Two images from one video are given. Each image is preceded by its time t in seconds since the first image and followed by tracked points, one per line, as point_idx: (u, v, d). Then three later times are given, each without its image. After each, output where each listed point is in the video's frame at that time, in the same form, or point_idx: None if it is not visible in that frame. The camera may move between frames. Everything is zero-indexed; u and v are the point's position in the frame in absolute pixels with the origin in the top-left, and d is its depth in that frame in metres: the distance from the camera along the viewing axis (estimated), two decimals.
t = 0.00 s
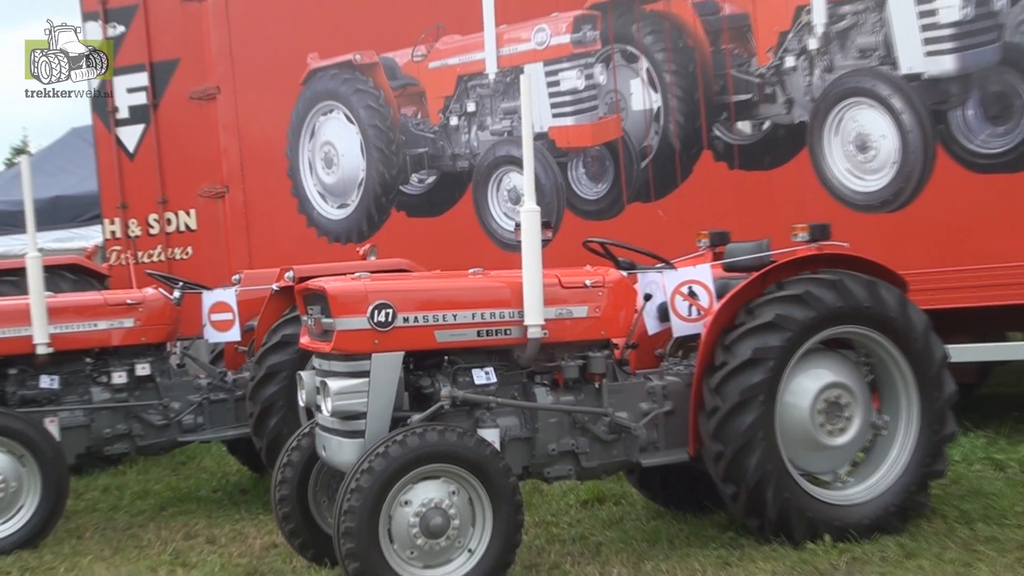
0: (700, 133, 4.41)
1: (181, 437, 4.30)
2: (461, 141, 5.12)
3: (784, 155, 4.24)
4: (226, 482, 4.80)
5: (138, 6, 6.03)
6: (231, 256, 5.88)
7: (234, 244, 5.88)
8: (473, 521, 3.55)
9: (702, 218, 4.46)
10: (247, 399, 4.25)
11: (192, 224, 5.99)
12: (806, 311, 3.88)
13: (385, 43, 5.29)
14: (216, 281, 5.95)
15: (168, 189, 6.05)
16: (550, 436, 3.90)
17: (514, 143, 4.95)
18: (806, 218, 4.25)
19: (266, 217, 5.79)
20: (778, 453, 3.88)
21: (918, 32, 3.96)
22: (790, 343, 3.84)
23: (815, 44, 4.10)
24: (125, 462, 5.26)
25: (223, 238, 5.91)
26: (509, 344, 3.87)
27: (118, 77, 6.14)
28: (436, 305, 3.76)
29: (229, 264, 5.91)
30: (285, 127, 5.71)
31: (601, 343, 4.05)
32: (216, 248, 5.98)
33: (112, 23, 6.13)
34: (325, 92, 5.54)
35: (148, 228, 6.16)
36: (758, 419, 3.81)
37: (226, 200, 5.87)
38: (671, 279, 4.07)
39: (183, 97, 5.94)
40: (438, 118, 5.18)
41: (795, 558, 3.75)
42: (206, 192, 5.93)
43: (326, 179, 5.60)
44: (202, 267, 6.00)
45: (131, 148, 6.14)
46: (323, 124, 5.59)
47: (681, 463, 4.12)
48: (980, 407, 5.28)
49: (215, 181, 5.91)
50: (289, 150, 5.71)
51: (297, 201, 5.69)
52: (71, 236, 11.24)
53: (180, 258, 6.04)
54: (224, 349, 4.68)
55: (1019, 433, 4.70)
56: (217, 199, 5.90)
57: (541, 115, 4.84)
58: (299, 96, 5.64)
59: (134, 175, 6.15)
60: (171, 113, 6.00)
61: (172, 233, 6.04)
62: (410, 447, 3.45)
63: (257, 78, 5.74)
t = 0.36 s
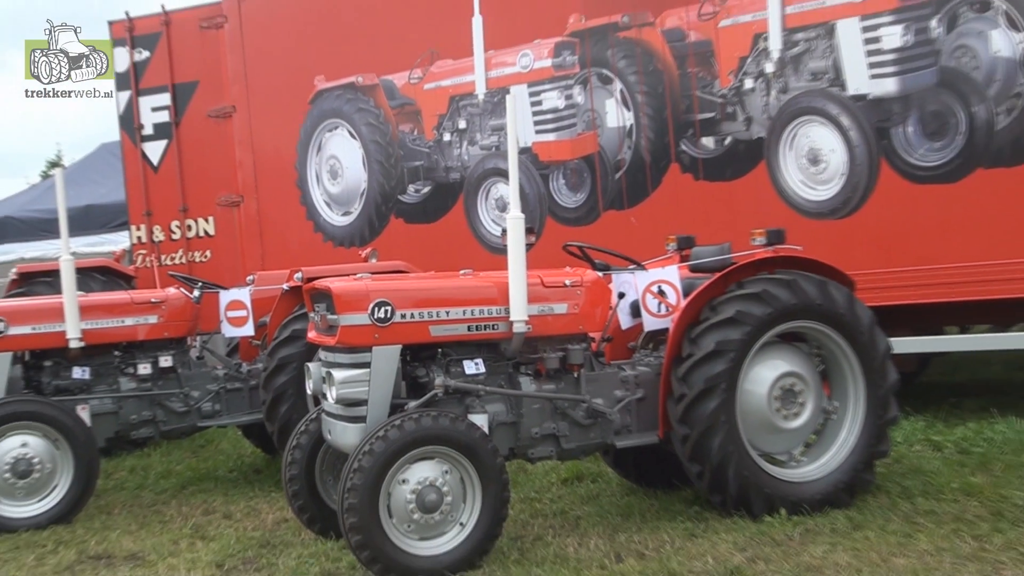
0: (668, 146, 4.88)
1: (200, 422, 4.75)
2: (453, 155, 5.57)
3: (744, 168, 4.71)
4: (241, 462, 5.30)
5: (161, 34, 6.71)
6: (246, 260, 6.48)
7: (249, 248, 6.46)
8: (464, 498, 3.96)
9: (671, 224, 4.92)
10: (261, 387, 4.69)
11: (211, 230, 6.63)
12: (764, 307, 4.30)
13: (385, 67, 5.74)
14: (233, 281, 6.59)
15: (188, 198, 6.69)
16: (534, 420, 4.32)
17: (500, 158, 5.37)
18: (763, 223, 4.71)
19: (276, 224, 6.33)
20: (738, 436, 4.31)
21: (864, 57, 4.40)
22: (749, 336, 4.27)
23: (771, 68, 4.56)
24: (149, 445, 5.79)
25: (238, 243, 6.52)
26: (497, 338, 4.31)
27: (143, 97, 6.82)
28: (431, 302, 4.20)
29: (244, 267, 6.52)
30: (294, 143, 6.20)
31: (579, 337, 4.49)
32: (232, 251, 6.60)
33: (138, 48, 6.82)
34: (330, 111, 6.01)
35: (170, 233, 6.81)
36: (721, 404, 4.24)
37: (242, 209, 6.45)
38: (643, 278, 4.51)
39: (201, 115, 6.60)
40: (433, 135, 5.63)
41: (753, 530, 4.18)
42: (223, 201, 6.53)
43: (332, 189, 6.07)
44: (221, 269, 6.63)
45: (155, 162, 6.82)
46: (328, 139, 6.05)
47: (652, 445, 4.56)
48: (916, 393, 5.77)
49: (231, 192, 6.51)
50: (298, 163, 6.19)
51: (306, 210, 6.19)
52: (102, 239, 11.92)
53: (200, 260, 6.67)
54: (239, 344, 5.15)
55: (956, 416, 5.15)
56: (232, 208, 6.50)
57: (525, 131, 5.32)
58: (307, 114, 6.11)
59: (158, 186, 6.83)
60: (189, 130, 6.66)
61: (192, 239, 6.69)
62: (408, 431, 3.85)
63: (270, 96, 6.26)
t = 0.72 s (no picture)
0: (642, 160, 5.45)
1: (219, 409, 5.28)
2: (447, 168, 6.22)
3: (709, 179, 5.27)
4: (256, 446, 5.89)
5: (184, 58, 7.48)
6: (260, 261, 7.29)
7: (263, 251, 7.27)
8: (458, 477, 4.37)
9: (644, 230, 5.52)
10: (274, 377, 5.18)
11: (229, 236, 7.46)
12: (730, 305, 4.74)
13: (386, 88, 6.43)
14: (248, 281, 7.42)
15: (208, 206, 7.51)
16: (521, 407, 4.77)
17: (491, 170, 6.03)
18: (726, 229, 5.27)
19: (288, 230, 7.14)
20: (706, 422, 4.74)
21: (818, 80, 4.93)
22: (715, 331, 4.70)
23: (735, 89, 5.09)
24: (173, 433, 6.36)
25: (253, 247, 7.35)
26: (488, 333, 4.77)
27: (168, 115, 7.62)
28: (428, 301, 4.65)
29: (259, 268, 7.33)
30: (304, 156, 6.97)
31: (562, 333, 4.97)
32: (247, 254, 7.41)
33: (163, 71, 7.63)
34: (336, 127, 6.75)
35: (191, 238, 7.64)
36: (691, 392, 4.66)
37: (258, 216, 7.29)
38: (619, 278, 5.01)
39: (220, 132, 7.44)
40: (430, 149, 6.28)
41: (719, 506, 4.61)
42: (240, 210, 7.37)
43: (338, 199, 6.79)
44: (237, 270, 7.48)
45: (179, 174, 7.65)
46: (335, 153, 6.78)
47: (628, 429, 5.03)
48: (868, 383, 6.29)
49: (247, 201, 7.33)
50: (308, 174, 6.94)
51: (315, 218, 6.95)
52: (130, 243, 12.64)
53: (217, 262, 7.50)
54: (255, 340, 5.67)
55: (901, 403, 5.67)
56: (248, 215, 7.35)
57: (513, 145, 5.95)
58: (315, 131, 6.87)
59: (181, 196, 7.66)
60: (210, 145, 7.49)
61: (211, 243, 7.52)
62: (407, 418, 4.24)
63: (283, 114, 7.08)
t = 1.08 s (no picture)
0: (620, 172, 6.28)
1: (236, 398, 5.98)
2: (444, 179, 7.09)
3: (678, 191, 6.09)
4: (269, 431, 6.71)
5: (206, 79, 8.42)
6: (275, 262, 8.20)
7: (278, 254, 8.17)
8: (454, 461, 4.65)
9: (621, 235, 6.33)
10: (286, 369, 5.77)
11: (246, 240, 8.36)
12: (701, 304, 5.12)
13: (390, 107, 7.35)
14: (263, 280, 8.31)
15: (228, 213, 8.43)
16: (510, 396, 5.15)
17: (484, 181, 6.88)
18: (692, 235, 6.06)
19: (300, 234, 8.05)
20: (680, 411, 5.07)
21: (780, 102, 5.68)
22: (688, 327, 5.07)
23: (705, 108, 5.89)
24: (195, 425, 7.01)
25: (268, 250, 8.26)
26: (481, 330, 5.19)
27: (192, 131, 8.55)
28: (427, 300, 5.04)
29: (273, 268, 8.22)
30: (315, 167, 7.88)
31: (548, 329, 5.39)
32: (263, 256, 8.31)
33: (188, 91, 8.56)
34: (344, 142, 7.66)
35: (212, 242, 8.52)
36: (665, 383, 5.00)
37: (273, 222, 8.19)
38: (601, 279, 5.52)
39: (239, 145, 8.36)
40: (429, 162, 7.18)
41: (691, 488, 4.91)
42: (256, 217, 8.28)
43: (345, 208, 7.70)
44: (254, 271, 8.36)
45: (201, 183, 8.58)
46: (342, 166, 7.69)
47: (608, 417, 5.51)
48: (827, 375, 6.91)
49: (264, 208, 8.24)
50: (319, 184, 7.85)
51: (324, 226, 7.85)
52: (159, 249, 13.64)
53: (236, 264, 8.41)
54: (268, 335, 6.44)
55: (853, 394, 6.30)
56: (264, 221, 8.25)
57: (504, 159, 6.82)
58: (325, 145, 7.79)
59: (204, 203, 8.55)
60: (229, 158, 8.40)
61: (231, 247, 8.41)
62: (407, 407, 4.52)
63: (297, 128, 7.98)
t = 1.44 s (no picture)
0: (606, 175, 6.39)
1: (226, 396, 6.09)
2: (432, 181, 7.19)
3: (663, 195, 6.21)
4: (259, 430, 6.80)
5: (199, 82, 8.50)
6: (264, 263, 8.26)
7: (267, 255, 8.24)
8: (442, 459, 4.72)
9: (607, 237, 6.43)
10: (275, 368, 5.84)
11: (236, 241, 8.43)
12: (685, 304, 5.19)
13: (378, 110, 7.46)
14: (253, 281, 8.37)
15: (219, 214, 8.48)
16: (497, 395, 5.13)
17: (472, 183, 6.98)
18: (676, 237, 6.19)
19: (290, 235, 8.12)
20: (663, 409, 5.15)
21: (762, 107, 5.82)
22: (670, 328, 5.14)
23: (689, 113, 6.03)
24: (186, 424, 7.10)
25: (258, 251, 8.32)
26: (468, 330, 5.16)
27: (184, 133, 8.61)
28: (414, 300, 5.02)
29: (262, 268, 8.29)
30: (305, 169, 7.96)
31: (535, 330, 5.38)
32: (253, 257, 8.37)
33: (181, 93, 8.63)
34: (334, 144, 7.76)
35: (204, 243, 8.59)
36: (649, 383, 5.07)
37: (263, 223, 8.26)
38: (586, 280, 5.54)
39: (230, 147, 8.43)
40: (417, 165, 7.27)
41: (673, 485, 4.99)
42: (246, 218, 8.34)
43: (334, 209, 7.80)
44: (244, 272, 8.42)
45: (193, 185, 8.64)
46: (331, 168, 7.78)
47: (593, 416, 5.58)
48: (807, 375, 7.04)
49: (253, 209, 8.30)
50: (309, 185, 7.94)
51: (314, 227, 7.94)
52: (150, 249, 13.72)
53: (226, 265, 8.47)
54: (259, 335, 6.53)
55: (833, 394, 6.42)
56: (254, 222, 8.31)
57: (491, 162, 6.94)
58: (315, 147, 7.88)
59: (195, 204, 8.62)
60: (221, 159, 8.47)
61: (222, 248, 8.48)
62: (396, 405, 4.60)
63: (286, 130, 8.08)
